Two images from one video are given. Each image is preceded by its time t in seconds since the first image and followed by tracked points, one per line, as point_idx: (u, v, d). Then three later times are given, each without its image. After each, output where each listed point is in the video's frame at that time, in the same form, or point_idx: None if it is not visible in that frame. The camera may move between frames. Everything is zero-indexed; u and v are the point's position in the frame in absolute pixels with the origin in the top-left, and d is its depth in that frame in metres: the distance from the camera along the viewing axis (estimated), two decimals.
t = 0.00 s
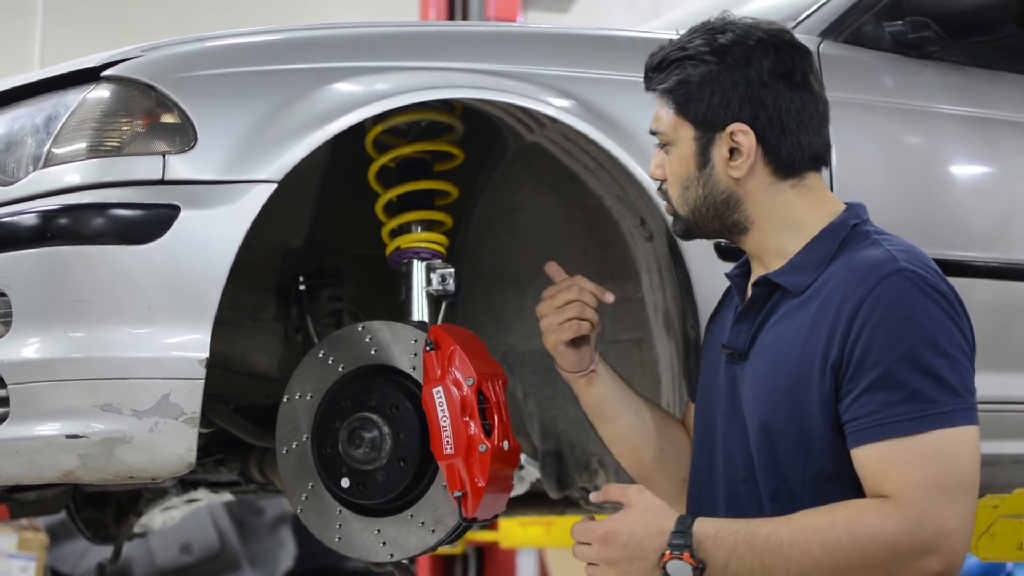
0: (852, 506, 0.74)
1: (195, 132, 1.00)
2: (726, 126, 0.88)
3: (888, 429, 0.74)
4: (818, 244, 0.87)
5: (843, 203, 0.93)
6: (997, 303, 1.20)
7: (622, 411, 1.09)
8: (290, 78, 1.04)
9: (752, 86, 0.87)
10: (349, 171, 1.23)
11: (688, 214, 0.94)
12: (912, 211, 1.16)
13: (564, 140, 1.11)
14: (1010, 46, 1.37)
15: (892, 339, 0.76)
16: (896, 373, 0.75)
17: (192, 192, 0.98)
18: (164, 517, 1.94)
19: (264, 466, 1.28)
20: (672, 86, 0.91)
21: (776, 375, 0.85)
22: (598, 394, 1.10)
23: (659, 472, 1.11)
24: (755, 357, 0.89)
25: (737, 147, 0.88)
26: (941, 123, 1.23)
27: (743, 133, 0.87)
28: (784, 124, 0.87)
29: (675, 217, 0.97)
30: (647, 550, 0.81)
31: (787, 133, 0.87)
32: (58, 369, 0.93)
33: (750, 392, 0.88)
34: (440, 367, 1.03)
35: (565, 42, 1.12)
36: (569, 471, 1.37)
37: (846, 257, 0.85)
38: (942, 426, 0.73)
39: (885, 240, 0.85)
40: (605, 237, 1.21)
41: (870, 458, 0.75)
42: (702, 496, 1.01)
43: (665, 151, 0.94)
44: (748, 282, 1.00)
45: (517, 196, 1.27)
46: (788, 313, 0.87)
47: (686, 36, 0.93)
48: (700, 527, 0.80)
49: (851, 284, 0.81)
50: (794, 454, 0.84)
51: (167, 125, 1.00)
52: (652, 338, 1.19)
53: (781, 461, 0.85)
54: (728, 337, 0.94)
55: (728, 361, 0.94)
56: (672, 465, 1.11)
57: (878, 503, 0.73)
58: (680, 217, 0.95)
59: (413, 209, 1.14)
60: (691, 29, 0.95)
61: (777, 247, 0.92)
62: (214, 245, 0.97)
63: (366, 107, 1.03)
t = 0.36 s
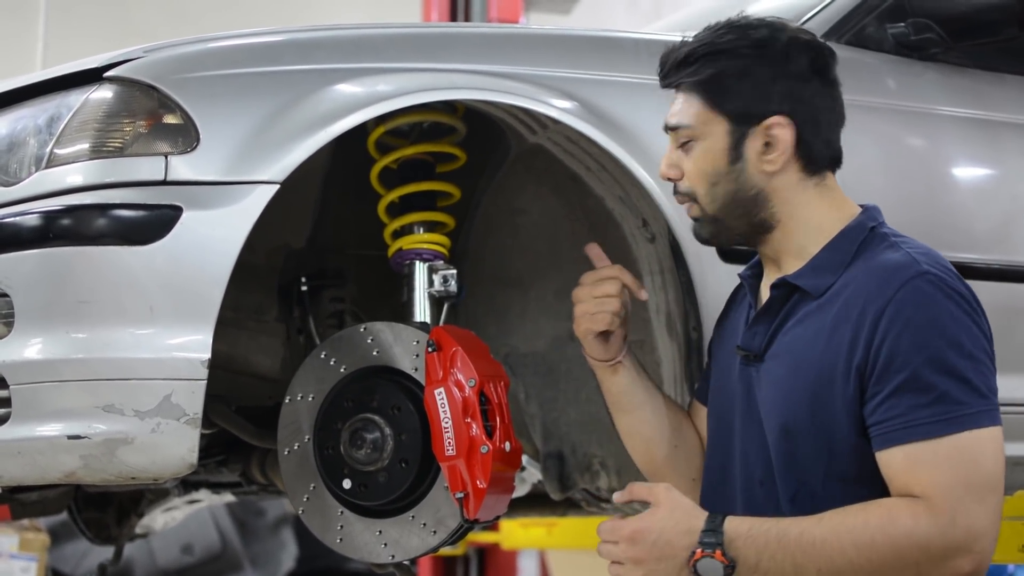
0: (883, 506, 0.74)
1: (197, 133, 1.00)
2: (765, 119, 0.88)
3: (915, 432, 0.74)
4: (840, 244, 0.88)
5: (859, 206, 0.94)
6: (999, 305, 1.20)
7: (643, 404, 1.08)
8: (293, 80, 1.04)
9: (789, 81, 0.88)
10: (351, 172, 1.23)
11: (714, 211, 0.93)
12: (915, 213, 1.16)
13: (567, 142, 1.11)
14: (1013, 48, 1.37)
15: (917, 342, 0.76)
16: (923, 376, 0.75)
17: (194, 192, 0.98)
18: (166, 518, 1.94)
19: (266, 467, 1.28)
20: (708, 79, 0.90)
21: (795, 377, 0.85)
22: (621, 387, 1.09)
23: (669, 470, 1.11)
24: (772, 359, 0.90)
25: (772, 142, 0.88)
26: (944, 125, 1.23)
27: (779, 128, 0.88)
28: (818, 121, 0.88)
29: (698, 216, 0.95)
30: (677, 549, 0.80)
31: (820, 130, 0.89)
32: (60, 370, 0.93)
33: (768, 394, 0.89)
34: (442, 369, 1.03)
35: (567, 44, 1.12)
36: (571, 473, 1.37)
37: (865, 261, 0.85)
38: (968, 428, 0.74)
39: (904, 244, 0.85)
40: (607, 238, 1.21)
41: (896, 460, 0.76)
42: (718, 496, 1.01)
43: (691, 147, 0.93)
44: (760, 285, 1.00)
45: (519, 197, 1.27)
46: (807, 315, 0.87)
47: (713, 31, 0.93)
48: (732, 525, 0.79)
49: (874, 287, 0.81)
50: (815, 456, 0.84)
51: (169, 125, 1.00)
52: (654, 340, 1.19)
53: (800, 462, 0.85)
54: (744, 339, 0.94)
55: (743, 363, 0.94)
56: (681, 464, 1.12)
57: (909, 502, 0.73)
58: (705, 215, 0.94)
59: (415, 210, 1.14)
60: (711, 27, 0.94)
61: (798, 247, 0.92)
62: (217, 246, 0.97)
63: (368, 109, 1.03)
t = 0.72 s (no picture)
0: (928, 486, 0.73)
1: (196, 135, 1.00)
2: (807, 111, 0.91)
3: (955, 408, 0.74)
4: (840, 244, 0.89)
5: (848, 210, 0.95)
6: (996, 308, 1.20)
7: (646, 445, 1.03)
8: (291, 81, 1.04)
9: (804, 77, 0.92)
10: (350, 175, 1.24)
11: (781, 201, 0.87)
12: (913, 215, 1.16)
13: (564, 144, 1.12)
14: (1012, 51, 1.36)
15: (949, 322, 0.77)
16: (958, 354, 0.76)
17: (192, 195, 0.98)
18: (164, 521, 1.94)
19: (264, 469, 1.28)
20: (756, 67, 0.89)
21: (818, 368, 0.84)
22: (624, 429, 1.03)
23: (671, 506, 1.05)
24: (786, 356, 0.89)
25: (814, 134, 0.91)
26: (942, 128, 1.23)
27: (819, 121, 0.92)
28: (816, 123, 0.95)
29: (757, 209, 0.87)
30: (719, 542, 0.75)
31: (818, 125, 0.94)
32: (58, 371, 0.93)
33: (785, 390, 0.87)
34: (439, 371, 1.03)
35: (565, 46, 1.12)
36: (569, 475, 1.37)
37: (878, 253, 0.86)
38: (1003, 404, 0.74)
39: (909, 237, 0.87)
40: (606, 240, 1.21)
41: (935, 440, 0.76)
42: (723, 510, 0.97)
43: (757, 132, 0.88)
44: (757, 295, 0.98)
45: (518, 199, 1.27)
46: (824, 308, 0.87)
47: (733, 31, 0.92)
48: (774, 516, 0.76)
49: (897, 275, 0.82)
50: (844, 449, 0.82)
51: (168, 127, 1.00)
52: (653, 342, 1.19)
53: (828, 458, 0.83)
54: (754, 343, 0.92)
55: (751, 369, 0.92)
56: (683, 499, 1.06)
57: (951, 482, 0.73)
58: (772, 203, 0.87)
59: (414, 212, 1.14)
60: (700, 36, 0.94)
61: (814, 249, 0.91)
62: (216, 248, 0.97)
63: (366, 111, 1.03)
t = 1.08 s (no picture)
0: (973, 475, 0.73)
1: (192, 137, 1.00)
2: (779, 112, 0.88)
3: (983, 405, 0.75)
4: (849, 238, 0.88)
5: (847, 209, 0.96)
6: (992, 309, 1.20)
7: (625, 425, 0.98)
8: (288, 83, 1.04)
9: (784, 77, 0.89)
10: (347, 176, 1.24)
11: (732, 214, 0.89)
12: (909, 216, 1.16)
13: (561, 145, 1.12)
14: (1009, 51, 1.36)
15: (970, 320, 0.78)
16: (983, 352, 0.76)
17: (189, 196, 0.98)
18: (161, 522, 1.94)
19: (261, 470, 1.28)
20: (708, 80, 0.89)
21: (831, 366, 0.83)
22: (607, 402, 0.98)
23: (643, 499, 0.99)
24: (792, 351, 0.87)
25: (788, 134, 0.88)
26: (939, 129, 1.23)
27: (794, 119, 0.88)
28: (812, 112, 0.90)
29: (710, 223, 0.90)
30: (777, 520, 0.71)
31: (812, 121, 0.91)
32: (55, 373, 0.93)
33: (793, 386, 0.85)
34: (436, 372, 1.03)
35: (563, 47, 1.12)
36: (566, 476, 1.37)
37: (886, 252, 0.86)
38: None
39: (912, 238, 0.88)
40: (603, 241, 1.21)
41: (964, 436, 0.76)
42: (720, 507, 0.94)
43: (702, 147, 0.89)
44: (753, 288, 0.97)
45: (516, 200, 1.27)
46: (835, 305, 0.86)
47: (707, 33, 0.91)
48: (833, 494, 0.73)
49: (912, 274, 0.82)
50: (861, 446, 0.81)
51: (164, 129, 1.00)
52: (650, 344, 1.19)
53: (842, 456, 0.82)
54: (756, 338, 0.90)
55: (751, 364, 0.90)
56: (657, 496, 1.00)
57: (992, 474, 0.72)
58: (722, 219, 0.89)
59: (411, 213, 1.14)
60: (685, 36, 0.94)
61: (806, 246, 0.91)
62: (212, 249, 0.97)
63: (363, 112, 1.03)
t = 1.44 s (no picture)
0: (894, 516, 0.74)
1: (189, 133, 1.00)
2: (738, 128, 0.88)
3: (921, 441, 0.75)
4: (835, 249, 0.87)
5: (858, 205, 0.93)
6: (990, 306, 1.20)
7: (603, 361, 1.15)
8: (285, 79, 1.03)
9: (752, 87, 0.88)
10: (344, 172, 1.24)
11: (698, 220, 0.94)
12: (906, 212, 1.16)
13: (559, 142, 1.12)
14: (1007, 48, 1.36)
15: (919, 352, 0.77)
16: (926, 386, 0.76)
17: (186, 193, 0.98)
18: (159, 519, 1.94)
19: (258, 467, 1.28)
20: (678, 93, 0.91)
21: (792, 381, 0.85)
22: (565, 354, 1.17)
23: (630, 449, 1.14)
24: (770, 358, 0.89)
25: (743, 151, 0.88)
26: (936, 125, 1.23)
27: (749, 136, 0.87)
28: (786, 124, 0.87)
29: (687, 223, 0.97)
30: (682, 556, 0.78)
31: (790, 133, 0.87)
32: (53, 369, 0.93)
33: (761, 396, 0.88)
34: (434, 369, 1.03)
35: (560, 44, 1.12)
36: (564, 473, 1.37)
37: (866, 264, 0.85)
38: (971, 435, 0.75)
39: (905, 245, 0.86)
40: (600, 238, 1.21)
41: (903, 470, 0.76)
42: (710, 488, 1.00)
43: (671, 156, 0.94)
44: (759, 283, 0.99)
45: (512, 198, 1.26)
46: (806, 318, 0.87)
47: (698, 39, 0.92)
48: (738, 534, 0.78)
49: (874, 293, 0.81)
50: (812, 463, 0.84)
51: (161, 125, 1.00)
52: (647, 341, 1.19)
53: (798, 466, 0.85)
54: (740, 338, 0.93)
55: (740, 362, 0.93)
56: (648, 448, 1.14)
57: (919, 513, 0.74)
58: (693, 224, 0.95)
59: (408, 210, 1.13)
60: (687, 34, 0.95)
61: (789, 250, 0.92)
62: (209, 246, 0.97)
63: (360, 109, 1.02)
